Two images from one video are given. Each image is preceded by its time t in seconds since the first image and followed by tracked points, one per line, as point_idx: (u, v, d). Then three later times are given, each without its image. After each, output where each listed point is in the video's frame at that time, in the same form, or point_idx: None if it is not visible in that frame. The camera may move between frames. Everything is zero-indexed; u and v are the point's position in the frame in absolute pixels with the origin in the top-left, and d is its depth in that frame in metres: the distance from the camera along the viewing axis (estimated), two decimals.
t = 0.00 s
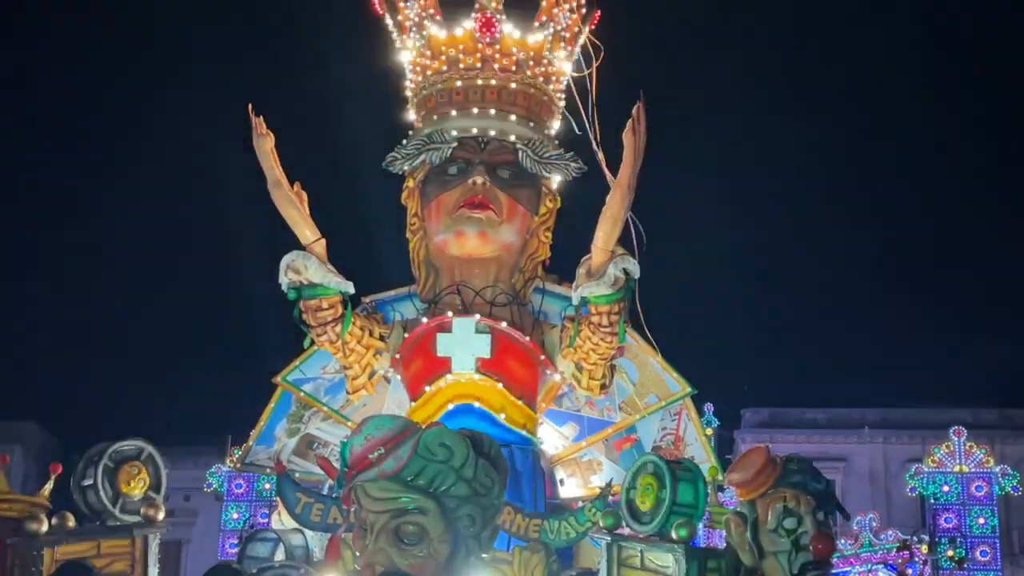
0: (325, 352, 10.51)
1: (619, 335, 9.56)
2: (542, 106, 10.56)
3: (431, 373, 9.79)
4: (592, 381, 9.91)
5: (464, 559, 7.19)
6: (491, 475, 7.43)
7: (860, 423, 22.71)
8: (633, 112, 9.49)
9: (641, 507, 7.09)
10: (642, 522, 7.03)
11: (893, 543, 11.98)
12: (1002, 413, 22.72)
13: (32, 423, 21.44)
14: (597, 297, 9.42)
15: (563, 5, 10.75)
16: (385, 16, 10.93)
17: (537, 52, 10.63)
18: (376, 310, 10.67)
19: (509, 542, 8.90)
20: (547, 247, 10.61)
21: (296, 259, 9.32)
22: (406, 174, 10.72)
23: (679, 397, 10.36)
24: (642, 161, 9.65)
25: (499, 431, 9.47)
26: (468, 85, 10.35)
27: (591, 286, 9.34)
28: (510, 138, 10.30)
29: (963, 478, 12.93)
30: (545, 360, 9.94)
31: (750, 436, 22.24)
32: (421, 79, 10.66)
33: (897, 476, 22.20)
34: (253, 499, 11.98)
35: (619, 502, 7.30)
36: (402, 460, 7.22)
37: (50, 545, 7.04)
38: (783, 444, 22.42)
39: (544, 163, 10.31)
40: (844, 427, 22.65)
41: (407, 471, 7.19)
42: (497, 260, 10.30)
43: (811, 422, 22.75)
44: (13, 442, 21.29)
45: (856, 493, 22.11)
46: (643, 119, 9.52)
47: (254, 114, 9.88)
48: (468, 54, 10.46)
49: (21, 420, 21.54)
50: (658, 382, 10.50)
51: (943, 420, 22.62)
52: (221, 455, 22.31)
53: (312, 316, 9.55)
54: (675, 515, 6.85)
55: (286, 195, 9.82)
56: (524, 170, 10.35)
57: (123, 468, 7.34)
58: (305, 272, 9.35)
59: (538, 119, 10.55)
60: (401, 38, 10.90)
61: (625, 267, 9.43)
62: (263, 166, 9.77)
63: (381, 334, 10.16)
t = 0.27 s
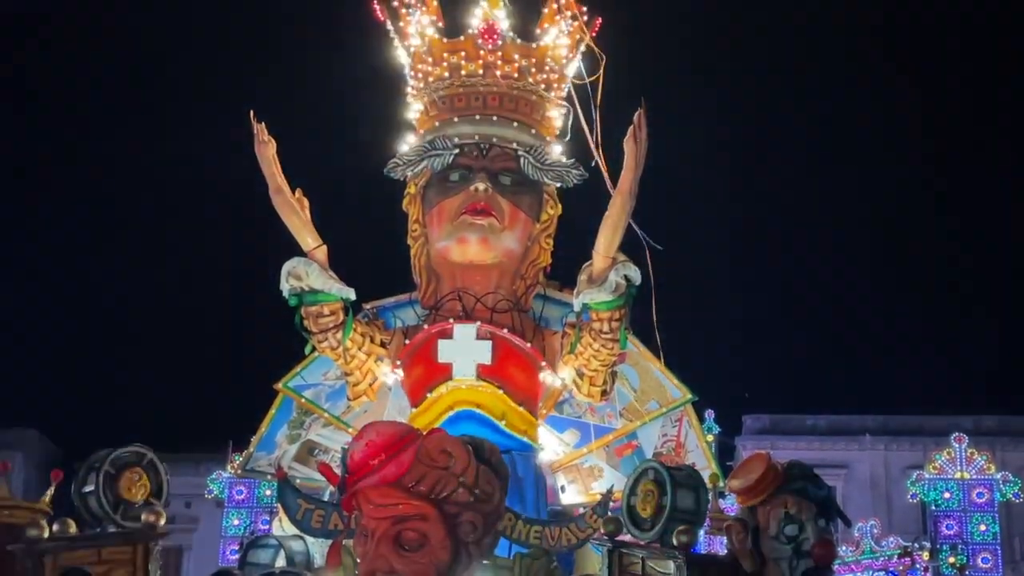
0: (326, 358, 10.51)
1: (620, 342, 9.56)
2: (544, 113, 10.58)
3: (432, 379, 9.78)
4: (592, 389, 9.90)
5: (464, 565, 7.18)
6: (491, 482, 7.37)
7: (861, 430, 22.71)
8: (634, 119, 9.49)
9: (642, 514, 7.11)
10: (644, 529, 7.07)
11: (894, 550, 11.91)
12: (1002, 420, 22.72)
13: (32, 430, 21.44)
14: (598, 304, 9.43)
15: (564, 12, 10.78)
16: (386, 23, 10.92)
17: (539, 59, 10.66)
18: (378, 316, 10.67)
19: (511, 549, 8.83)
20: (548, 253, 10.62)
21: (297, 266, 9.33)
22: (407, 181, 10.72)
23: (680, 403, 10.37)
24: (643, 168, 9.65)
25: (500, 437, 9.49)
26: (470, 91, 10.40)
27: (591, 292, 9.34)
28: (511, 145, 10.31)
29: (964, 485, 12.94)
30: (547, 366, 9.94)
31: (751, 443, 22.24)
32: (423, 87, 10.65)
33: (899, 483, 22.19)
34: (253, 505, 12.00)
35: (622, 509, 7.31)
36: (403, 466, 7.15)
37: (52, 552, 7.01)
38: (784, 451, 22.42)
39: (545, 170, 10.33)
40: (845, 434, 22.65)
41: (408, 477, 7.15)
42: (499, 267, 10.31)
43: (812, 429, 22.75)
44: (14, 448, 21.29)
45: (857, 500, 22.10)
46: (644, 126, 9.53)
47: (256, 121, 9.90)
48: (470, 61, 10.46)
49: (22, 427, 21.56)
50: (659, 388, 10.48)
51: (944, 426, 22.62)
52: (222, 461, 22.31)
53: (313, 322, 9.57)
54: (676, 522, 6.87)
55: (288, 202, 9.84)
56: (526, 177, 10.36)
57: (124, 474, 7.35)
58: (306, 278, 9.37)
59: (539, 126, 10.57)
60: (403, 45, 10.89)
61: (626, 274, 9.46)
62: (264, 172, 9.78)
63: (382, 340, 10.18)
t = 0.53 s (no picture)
0: (328, 370, 10.49)
1: (621, 353, 9.57)
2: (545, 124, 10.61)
3: (433, 391, 9.79)
4: (593, 400, 9.90)
5: None
6: (493, 495, 7.29)
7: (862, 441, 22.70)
8: (635, 131, 9.50)
9: (644, 525, 7.07)
10: (645, 541, 7.02)
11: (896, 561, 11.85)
12: (1003, 432, 22.71)
13: (32, 441, 21.46)
14: (598, 315, 9.43)
15: (566, 24, 10.85)
16: (388, 35, 10.96)
17: (540, 71, 10.70)
18: (379, 327, 10.67)
19: (512, 561, 8.87)
20: (550, 264, 10.63)
21: (299, 277, 9.34)
22: (409, 192, 10.69)
23: (681, 415, 10.29)
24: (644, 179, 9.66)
25: (499, 448, 9.45)
26: (472, 103, 10.42)
27: (592, 304, 9.34)
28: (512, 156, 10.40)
29: (965, 497, 12.97)
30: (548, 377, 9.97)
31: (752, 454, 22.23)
32: (425, 98, 10.66)
33: (900, 494, 22.17)
34: (254, 516, 11.98)
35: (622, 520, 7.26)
36: (404, 478, 7.12)
37: (51, 562, 6.95)
38: (785, 462, 22.39)
39: (546, 182, 10.32)
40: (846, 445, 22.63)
41: (408, 489, 7.11)
42: (500, 278, 10.31)
43: (813, 441, 22.73)
44: (15, 460, 21.31)
45: (857, 511, 22.07)
46: (646, 137, 9.55)
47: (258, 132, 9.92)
48: (472, 73, 10.49)
49: (22, 438, 21.56)
50: (660, 400, 10.47)
51: (945, 438, 22.61)
52: (223, 472, 22.30)
53: (314, 334, 9.56)
54: (677, 534, 6.85)
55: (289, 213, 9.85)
56: (527, 189, 10.36)
57: (125, 485, 7.35)
58: (307, 289, 9.38)
59: (541, 137, 10.61)
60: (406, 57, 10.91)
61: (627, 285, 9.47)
62: (265, 183, 9.79)
63: (382, 352, 10.16)
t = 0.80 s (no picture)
0: (327, 382, 10.48)
1: (623, 365, 9.57)
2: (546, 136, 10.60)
3: (434, 403, 9.77)
4: (594, 412, 9.88)
5: None
6: (493, 506, 7.22)
7: (863, 454, 22.67)
8: (636, 143, 9.50)
9: (645, 538, 7.04)
10: (647, 554, 7.00)
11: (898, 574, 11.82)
12: (1005, 444, 22.68)
13: (32, 453, 21.44)
14: (599, 327, 9.43)
15: (568, 37, 10.82)
16: (389, 46, 10.98)
17: (542, 83, 10.68)
18: (379, 339, 10.65)
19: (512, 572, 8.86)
20: (550, 276, 10.65)
21: (299, 289, 9.32)
22: (410, 204, 10.73)
23: (682, 427, 10.31)
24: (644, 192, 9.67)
25: (500, 460, 9.43)
26: (473, 115, 10.42)
27: (594, 315, 9.34)
28: (514, 168, 10.37)
29: (966, 510, 12.97)
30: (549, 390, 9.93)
31: (753, 466, 22.21)
32: (426, 109, 10.68)
33: (901, 507, 22.13)
34: (254, 528, 11.97)
35: (624, 533, 7.23)
36: (404, 490, 7.09)
37: None
38: (785, 475, 22.36)
39: (548, 194, 10.40)
40: (847, 457, 22.60)
41: (409, 502, 7.06)
42: (501, 290, 10.30)
43: (814, 453, 22.70)
44: (14, 472, 21.29)
45: (859, 523, 22.02)
46: (646, 149, 9.54)
47: (259, 144, 9.93)
48: (473, 85, 10.50)
49: (23, 450, 21.56)
50: (660, 411, 10.47)
51: (946, 450, 22.57)
52: (223, 484, 22.28)
53: (315, 344, 9.57)
54: (678, 547, 6.84)
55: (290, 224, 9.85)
56: (528, 201, 10.38)
57: (125, 497, 7.35)
58: (307, 301, 9.37)
59: (542, 149, 10.60)
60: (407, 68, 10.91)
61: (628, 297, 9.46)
62: (266, 195, 9.79)
63: (383, 364, 10.15)
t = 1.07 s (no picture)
0: (328, 393, 10.52)
1: (623, 376, 9.55)
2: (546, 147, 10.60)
3: (434, 413, 9.77)
4: (594, 423, 9.87)
5: None
6: (493, 516, 7.21)
7: (864, 464, 22.62)
8: (636, 153, 9.51)
9: (646, 550, 7.02)
10: (647, 565, 6.98)
11: None
12: (1006, 454, 22.65)
13: (31, 465, 21.43)
14: (599, 337, 9.43)
15: (568, 48, 10.83)
16: (389, 57, 10.97)
17: (542, 93, 10.73)
18: (379, 350, 10.63)
19: None
20: (551, 287, 10.62)
21: (300, 300, 9.34)
22: (410, 214, 10.69)
23: (682, 438, 10.33)
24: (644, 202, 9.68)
25: (501, 471, 9.46)
26: (474, 126, 10.43)
27: (594, 325, 9.33)
28: (515, 179, 10.33)
29: (967, 521, 12.96)
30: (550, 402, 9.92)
31: (754, 476, 22.20)
32: (427, 120, 10.68)
33: (902, 518, 22.11)
34: (255, 540, 11.96)
35: (624, 544, 7.16)
36: (405, 501, 7.07)
37: None
38: (786, 485, 22.33)
39: (548, 205, 10.35)
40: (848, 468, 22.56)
41: (409, 512, 7.04)
42: (502, 301, 10.32)
43: (815, 463, 22.66)
44: (14, 483, 21.28)
45: (860, 534, 21.99)
46: (646, 160, 9.55)
47: (260, 156, 9.96)
48: (474, 96, 10.51)
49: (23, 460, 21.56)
50: (661, 422, 10.47)
51: (948, 461, 22.54)
52: (223, 495, 22.25)
53: (315, 356, 9.55)
54: (678, 558, 6.84)
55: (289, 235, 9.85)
56: (529, 212, 10.38)
57: (125, 509, 7.32)
58: (307, 312, 9.37)
59: (542, 160, 10.60)
60: (408, 79, 10.91)
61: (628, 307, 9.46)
62: (266, 206, 9.80)
63: (384, 375, 10.16)
